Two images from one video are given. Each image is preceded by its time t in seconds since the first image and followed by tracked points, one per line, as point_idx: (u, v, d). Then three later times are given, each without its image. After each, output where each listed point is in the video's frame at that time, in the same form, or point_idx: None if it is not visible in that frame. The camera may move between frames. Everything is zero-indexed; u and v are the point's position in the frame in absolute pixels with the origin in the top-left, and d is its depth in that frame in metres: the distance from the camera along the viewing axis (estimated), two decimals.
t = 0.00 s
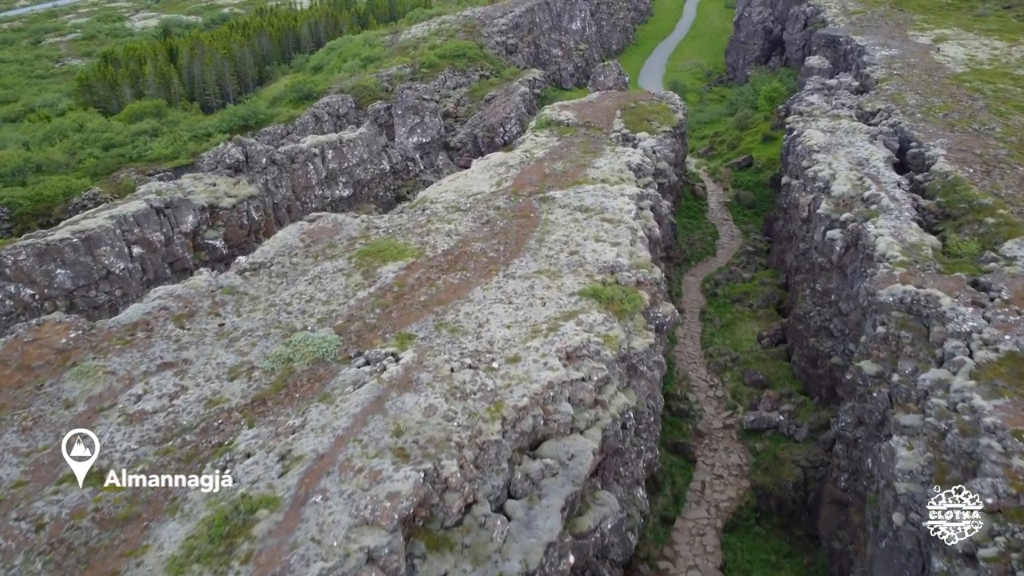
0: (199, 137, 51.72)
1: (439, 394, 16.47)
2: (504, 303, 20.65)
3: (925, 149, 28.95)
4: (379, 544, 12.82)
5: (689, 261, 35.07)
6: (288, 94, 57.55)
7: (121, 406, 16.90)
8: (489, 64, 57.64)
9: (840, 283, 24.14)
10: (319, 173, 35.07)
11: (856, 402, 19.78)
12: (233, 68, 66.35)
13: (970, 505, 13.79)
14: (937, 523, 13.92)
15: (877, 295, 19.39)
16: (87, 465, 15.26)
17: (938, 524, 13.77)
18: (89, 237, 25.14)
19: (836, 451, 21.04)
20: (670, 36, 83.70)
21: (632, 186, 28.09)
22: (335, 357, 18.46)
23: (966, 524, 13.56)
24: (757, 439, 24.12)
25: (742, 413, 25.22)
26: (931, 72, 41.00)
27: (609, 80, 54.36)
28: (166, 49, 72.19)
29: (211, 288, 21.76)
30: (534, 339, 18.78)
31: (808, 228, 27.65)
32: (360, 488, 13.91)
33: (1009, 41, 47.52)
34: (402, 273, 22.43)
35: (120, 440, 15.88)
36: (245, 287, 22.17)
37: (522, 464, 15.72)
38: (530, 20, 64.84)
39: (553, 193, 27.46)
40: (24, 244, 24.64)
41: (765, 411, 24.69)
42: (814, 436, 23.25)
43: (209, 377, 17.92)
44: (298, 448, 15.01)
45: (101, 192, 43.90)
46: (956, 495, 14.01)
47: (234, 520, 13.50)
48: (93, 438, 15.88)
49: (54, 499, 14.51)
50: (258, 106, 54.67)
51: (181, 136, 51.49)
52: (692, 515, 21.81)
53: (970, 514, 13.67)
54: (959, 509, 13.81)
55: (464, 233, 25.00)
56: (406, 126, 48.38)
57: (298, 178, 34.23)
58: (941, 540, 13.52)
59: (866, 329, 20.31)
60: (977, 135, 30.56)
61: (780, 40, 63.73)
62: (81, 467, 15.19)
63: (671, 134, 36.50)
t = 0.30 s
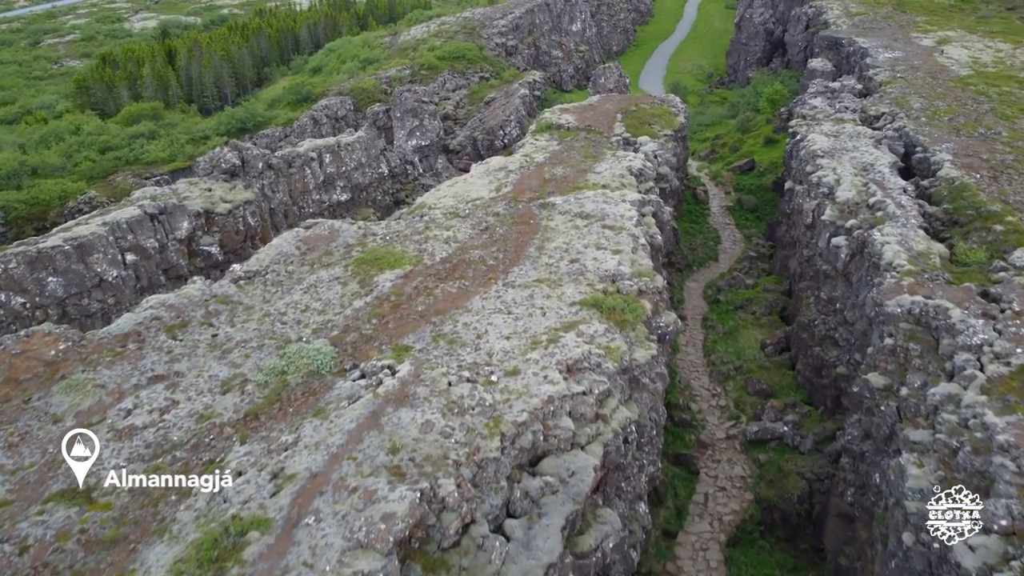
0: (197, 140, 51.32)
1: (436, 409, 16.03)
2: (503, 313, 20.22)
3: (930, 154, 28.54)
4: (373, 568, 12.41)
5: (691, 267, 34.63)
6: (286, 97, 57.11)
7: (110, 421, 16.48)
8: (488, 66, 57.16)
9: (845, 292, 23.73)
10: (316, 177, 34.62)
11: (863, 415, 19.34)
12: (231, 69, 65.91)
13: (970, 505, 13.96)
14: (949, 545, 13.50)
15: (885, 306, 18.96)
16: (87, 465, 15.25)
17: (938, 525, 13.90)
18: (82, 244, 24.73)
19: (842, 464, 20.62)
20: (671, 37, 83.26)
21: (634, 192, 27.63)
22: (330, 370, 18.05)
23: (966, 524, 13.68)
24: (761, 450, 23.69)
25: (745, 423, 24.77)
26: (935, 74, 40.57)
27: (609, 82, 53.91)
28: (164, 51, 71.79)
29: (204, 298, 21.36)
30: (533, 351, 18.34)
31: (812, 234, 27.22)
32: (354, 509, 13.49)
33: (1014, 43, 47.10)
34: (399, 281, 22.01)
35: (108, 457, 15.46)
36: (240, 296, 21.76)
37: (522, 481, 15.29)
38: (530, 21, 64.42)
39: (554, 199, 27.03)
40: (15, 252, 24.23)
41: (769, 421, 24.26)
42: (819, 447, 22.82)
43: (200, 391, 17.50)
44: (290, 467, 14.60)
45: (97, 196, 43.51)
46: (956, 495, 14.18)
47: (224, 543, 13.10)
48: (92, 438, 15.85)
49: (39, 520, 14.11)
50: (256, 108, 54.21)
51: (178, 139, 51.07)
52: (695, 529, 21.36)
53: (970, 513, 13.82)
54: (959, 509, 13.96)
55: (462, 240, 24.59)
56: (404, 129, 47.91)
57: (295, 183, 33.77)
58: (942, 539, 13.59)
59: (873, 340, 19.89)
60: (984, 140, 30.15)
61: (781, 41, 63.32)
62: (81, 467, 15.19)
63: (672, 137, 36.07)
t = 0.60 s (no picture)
0: (194, 143, 50.91)
1: (433, 426, 15.60)
2: (502, 323, 19.79)
3: (936, 159, 28.12)
4: None
5: (693, 272, 34.19)
6: (284, 99, 56.64)
7: (98, 437, 16.05)
8: (488, 68, 56.71)
9: (850, 300, 23.31)
10: (314, 181, 34.16)
11: (871, 428, 18.89)
12: (229, 71, 65.47)
13: (970, 505, 14.10)
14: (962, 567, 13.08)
15: (893, 317, 18.53)
16: (87, 465, 15.26)
17: (938, 524, 14.08)
18: (73, 251, 24.30)
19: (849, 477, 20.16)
20: (671, 38, 82.86)
21: (635, 197, 27.18)
22: (325, 384, 17.61)
23: (966, 524, 13.88)
24: (765, 461, 23.24)
25: (749, 434, 24.30)
26: (940, 77, 40.15)
27: (609, 84, 53.40)
28: (163, 52, 71.38)
29: (197, 307, 20.94)
30: (533, 364, 17.91)
31: (816, 241, 26.78)
32: (347, 531, 13.06)
33: (1018, 45, 46.70)
34: (395, 291, 21.58)
35: (95, 475, 15.03)
36: (233, 305, 21.33)
37: (521, 500, 14.84)
38: (530, 23, 63.98)
39: (554, 205, 26.59)
40: (6, 260, 23.80)
41: (774, 432, 23.80)
42: (824, 459, 22.37)
43: (191, 405, 17.06)
44: (283, 486, 14.18)
45: (92, 200, 43.10)
46: (956, 495, 14.28)
47: (213, 568, 12.69)
48: (92, 438, 15.89)
49: (23, 542, 13.70)
50: (254, 110, 53.71)
51: (175, 142, 50.66)
52: (698, 544, 20.88)
53: (970, 514, 14.01)
54: (960, 509, 14.11)
55: (461, 248, 24.15)
56: (403, 132, 47.47)
57: (292, 187, 33.28)
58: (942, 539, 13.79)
59: (880, 352, 19.46)
60: (990, 144, 29.74)
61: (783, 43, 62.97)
62: (81, 467, 15.20)
63: (674, 141, 35.63)
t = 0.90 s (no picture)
0: (190, 145, 50.51)
1: (429, 443, 15.16)
2: (501, 334, 19.35)
3: (942, 164, 27.71)
4: None
5: (694, 278, 33.76)
6: (282, 101, 56.20)
7: (85, 454, 15.65)
8: (488, 69, 56.25)
9: (856, 309, 22.88)
10: (311, 186, 33.72)
11: (879, 442, 18.45)
12: (227, 73, 65.03)
13: (970, 505, 14.16)
14: None
15: (901, 329, 18.09)
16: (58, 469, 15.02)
17: (938, 525, 14.20)
18: (64, 259, 23.89)
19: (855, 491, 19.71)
20: (672, 39, 82.46)
21: (636, 203, 26.72)
22: (319, 398, 17.17)
23: (966, 525, 14.04)
24: (769, 473, 22.79)
25: (753, 445, 23.84)
26: (944, 80, 39.69)
27: (610, 86, 52.90)
28: (160, 54, 70.97)
29: (190, 317, 20.51)
30: (532, 377, 17.47)
31: (821, 247, 26.34)
32: (340, 555, 12.64)
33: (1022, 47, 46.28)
34: (392, 300, 21.14)
35: (81, 493, 14.63)
36: (227, 315, 20.90)
37: (520, 520, 14.40)
38: (530, 24, 63.55)
39: (554, 211, 26.15)
40: None
41: (778, 443, 23.35)
42: (829, 472, 21.93)
43: (182, 421, 16.64)
44: (274, 507, 13.76)
45: (88, 204, 42.69)
46: (956, 495, 14.39)
47: None
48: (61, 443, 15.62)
49: (6, 566, 13.29)
50: (251, 113, 53.23)
51: (171, 144, 50.24)
52: (702, 559, 20.43)
53: (970, 513, 14.11)
54: (960, 509, 14.22)
55: (459, 255, 23.71)
56: (402, 134, 47.04)
57: (288, 192, 32.82)
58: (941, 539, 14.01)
59: (888, 364, 19.01)
60: (997, 149, 29.33)
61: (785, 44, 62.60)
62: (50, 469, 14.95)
63: (676, 145, 35.19)
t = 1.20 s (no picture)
0: (187, 148, 50.05)
1: (425, 461, 14.69)
2: (500, 346, 18.88)
3: (949, 169, 27.26)
4: None
5: (696, 284, 33.33)
6: (280, 103, 55.74)
7: (71, 472, 15.20)
8: (487, 71, 55.78)
9: (862, 318, 22.41)
10: (307, 190, 33.26)
11: (887, 457, 17.97)
12: (225, 74, 64.56)
13: (970, 505, 14.18)
14: None
15: (910, 342, 17.64)
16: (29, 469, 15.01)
17: (939, 525, 14.48)
18: (55, 266, 23.48)
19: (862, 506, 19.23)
20: (672, 40, 82.00)
21: (638, 209, 26.25)
22: (313, 413, 16.72)
23: (966, 525, 14.10)
24: (773, 485, 22.32)
25: (757, 456, 23.37)
26: (949, 82, 39.22)
27: (610, 88, 52.39)
28: (158, 55, 70.54)
29: (182, 328, 20.08)
30: (531, 391, 17.00)
31: (825, 254, 25.87)
32: None
33: None
34: (388, 310, 20.68)
35: (66, 514, 14.19)
36: (220, 325, 20.46)
37: (519, 542, 13.95)
38: (530, 25, 63.10)
39: (554, 217, 25.69)
40: None
41: (783, 455, 22.88)
42: (835, 485, 21.47)
43: (171, 437, 16.19)
44: (264, 530, 13.33)
45: (83, 208, 42.25)
46: (956, 495, 14.45)
47: None
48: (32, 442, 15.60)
49: None
50: (249, 114, 52.77)
51: (168, 147, 49.78)
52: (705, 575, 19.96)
53: (970, 514, 14.15)
54: (960, 509, 14.30)
55: (457, 263, 23.26)
56: (401, 137, 46.60)
57: (284, 197, 32.33)
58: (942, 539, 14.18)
59: (896, 376, 18.54)
60: (1004, 154, 28.88)
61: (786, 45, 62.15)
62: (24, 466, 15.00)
63: (677, 148, 34.74)
